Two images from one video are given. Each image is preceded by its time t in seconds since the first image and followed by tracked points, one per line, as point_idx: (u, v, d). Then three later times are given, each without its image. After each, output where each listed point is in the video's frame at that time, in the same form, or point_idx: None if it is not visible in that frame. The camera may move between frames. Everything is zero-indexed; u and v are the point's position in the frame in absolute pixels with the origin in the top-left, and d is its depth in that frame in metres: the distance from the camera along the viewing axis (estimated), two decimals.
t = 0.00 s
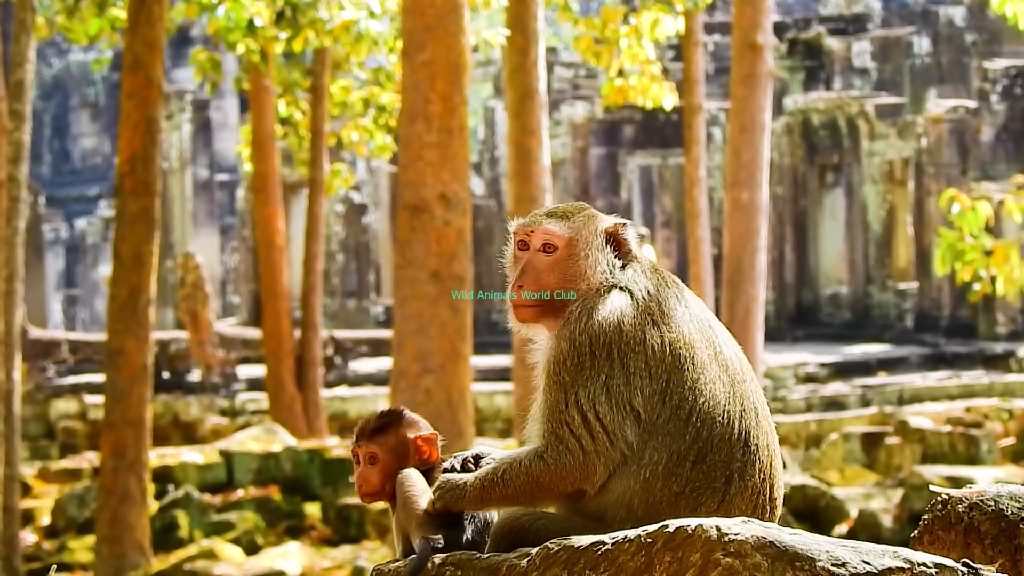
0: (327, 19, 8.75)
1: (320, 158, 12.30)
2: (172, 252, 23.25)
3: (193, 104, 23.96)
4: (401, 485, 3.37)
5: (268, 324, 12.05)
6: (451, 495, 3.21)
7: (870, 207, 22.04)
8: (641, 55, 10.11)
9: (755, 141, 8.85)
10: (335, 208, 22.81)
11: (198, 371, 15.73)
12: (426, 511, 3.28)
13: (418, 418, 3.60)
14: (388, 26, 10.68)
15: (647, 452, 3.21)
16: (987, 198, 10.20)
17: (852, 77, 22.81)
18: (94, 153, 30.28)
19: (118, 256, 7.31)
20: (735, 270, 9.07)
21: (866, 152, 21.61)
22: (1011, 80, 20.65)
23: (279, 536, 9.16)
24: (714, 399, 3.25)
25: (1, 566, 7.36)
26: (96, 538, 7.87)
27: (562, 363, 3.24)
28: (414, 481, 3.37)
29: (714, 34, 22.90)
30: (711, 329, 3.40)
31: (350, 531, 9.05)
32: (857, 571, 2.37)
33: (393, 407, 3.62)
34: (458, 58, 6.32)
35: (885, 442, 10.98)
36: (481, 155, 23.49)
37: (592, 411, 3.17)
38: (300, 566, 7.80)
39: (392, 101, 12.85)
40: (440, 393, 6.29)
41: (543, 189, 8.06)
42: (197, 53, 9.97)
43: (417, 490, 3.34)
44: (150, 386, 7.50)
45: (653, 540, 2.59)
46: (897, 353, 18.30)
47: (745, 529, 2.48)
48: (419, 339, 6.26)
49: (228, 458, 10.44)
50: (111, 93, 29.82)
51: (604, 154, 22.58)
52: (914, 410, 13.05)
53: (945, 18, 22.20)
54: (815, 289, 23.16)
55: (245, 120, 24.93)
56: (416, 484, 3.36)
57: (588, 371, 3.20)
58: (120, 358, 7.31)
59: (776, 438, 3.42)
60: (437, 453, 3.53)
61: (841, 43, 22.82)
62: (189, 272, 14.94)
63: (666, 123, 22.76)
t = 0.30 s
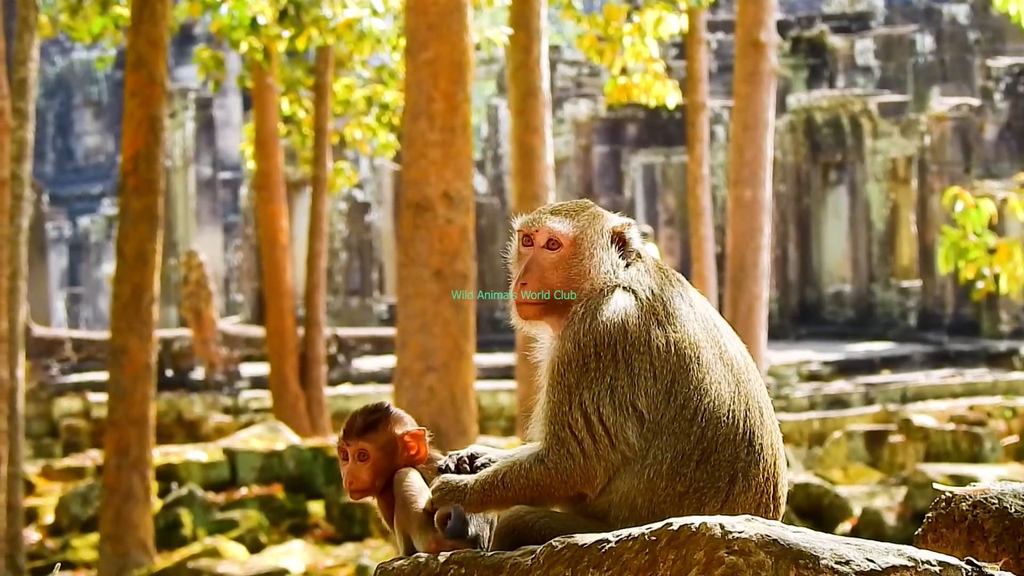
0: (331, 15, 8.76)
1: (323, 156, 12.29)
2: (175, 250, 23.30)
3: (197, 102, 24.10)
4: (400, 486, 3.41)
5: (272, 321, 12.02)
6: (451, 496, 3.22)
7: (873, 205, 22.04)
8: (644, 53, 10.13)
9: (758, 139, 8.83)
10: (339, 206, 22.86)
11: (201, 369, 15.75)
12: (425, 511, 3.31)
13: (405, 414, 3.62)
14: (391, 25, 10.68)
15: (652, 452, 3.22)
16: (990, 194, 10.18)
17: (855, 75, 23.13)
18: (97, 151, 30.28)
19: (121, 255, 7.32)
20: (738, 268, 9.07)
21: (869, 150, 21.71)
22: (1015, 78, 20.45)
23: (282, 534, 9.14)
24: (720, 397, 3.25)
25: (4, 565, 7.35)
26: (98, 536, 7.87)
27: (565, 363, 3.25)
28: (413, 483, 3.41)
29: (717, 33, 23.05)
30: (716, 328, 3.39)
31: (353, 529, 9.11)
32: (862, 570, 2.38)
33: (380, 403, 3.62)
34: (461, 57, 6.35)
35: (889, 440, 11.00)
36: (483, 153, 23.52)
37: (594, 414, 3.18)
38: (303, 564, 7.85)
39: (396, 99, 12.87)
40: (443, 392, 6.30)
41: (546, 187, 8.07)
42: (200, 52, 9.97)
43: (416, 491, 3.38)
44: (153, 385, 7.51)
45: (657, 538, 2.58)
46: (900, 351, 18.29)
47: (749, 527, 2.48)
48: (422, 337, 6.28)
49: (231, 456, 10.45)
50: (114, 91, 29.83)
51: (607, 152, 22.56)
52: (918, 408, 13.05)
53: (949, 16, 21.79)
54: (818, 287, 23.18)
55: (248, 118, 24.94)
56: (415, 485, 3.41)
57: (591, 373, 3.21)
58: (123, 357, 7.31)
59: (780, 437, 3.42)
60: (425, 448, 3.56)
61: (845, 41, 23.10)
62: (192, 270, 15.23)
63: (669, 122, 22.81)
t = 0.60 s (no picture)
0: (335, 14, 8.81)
1: (326, 154, 12.29)
2: (179, 249, 23.34)
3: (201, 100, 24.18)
4: (403, 478, 3.40)
5: (275, 319, 12.02)
6: (456, 496, 3.23)
7: (876, 203, 22.10)
8: (647, 51, 10.13)
9: (762, 136, 8.83)
10: (342, 204, 22.83)
11: (205, 368, 15.77)
12: (431, 510, 3.30)
13: (409, 403, 3.62)
14: (393, 23, 10.66)
15: (658, 451, 3.22)
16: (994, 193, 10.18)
17: (859, 72, 23.08)
18: (100, 149, 30.29)
19: (125, 252, 7.34)
20: (742, 266, 9.07)
21: (873, 147, 21.73)
22: (1018, 75, 20.27)
23: (285, 532, 9.14)
24: (726, 395, 3.25)
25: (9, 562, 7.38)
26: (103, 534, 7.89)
27: (571, 363, 3.24)
28: (417, 478, 3.40)
29: (720, 30, 23.04)
30: (721, 325, 3.40)
31: (357, 527, 9.16)
32: (866, 567, 2.38)
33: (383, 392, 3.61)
34: (465, 54, 6.37)
35: (892, 437, 11.04)
36: (487, 151, 23.55)
37: (601, 413, 3.18)
38: (307, 561, 7.86)
39: (399, 97, 12.90)
40: (446, 389, 6.33)
41: (549, 185, 8.09)
42: (203, 49, 9.97)
43: (419, 485, 3.37)
44: (157, 383, 7.51)
45: (661, 535, 2.58)
46: (905, 348, 18.27)
47: (753, 524, 2.47)
48: (425, 335, 6.30)
49: (235, 454, 10.46)
50: (118, 89, 29.86)
51: (611, 149, 22.66)
52: (922, 405, 13.06)
53: (953, 14, 21.81)
54: (822, 285, 23.21)
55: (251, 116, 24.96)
56: (419, 479, 3.40)
57: (597, 374, 3.20)
58: (127, 355, 7.32)
59: (785, 436, 3.43)
60: (429, 437, 3.57)
61: (848, 39, 23.11)
62: (196, 268, 15.32)
63: (673, 119, 22.62)
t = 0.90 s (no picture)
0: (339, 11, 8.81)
1: (331, 150, 12.30)
2: (184, 246, 23.37)
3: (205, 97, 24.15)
4: (408, 479, 3.37)
5: (279, 317, 12.04)
6: (462, 495, 3.23)
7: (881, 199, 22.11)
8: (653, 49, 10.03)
9: (766, 134, 8.84)
10: (347, 201, 22.93)
11: (209, 364, 15.77)
12: (433, 508, 3.31)
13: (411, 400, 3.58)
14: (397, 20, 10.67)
15: (665, 450, 3.21)
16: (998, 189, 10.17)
17: (863, 70, 23.09)
18: (105, 146, 30.33)
19: (129, 248, 7.33)
20: (746, 264, 9.05)
21: (878, 144, 21.61)
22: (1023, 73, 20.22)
23: (290, 528, 9.17)
24: (733, 395, 3.24)
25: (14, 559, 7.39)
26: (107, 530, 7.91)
27: (578, 363, 3.24)
28: (422, 479, 3.38)
29: (725, 27, 22.96)
30: (728, 324, 3.38)
31: (361, 524, 9.10)
32: (870, 565, 2.38)
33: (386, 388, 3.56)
34: (469, 52, 6.38)
35: (897, 434, 11.04)
36: (492, 148, 23.60)
37: (608, 413, 3.18)
38: (311, 558, 7.87)
39: (404, 94, 12.90)
40: (451, 386, 6.36)
41: (553, 181, 8.09)
42: (208, 46, 9.99)
43: (424, 487, 3.36)
44: (161, 379, 7.50)
45: (665, 532, 2.58)
46: (909, 345, 18.27)
47: (757, 521, 2.46)
48: (429, 332, 6.31)
49: (239, 451, 10.47)
50: (123, 86, 29.90)
51: (615, 146, 22.72)
52: (927, 402, 13.07)
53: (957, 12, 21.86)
54: (826, 282, 23.23)
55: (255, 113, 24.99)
56: (425, 481, 3.38)
57: (603, 373, 3.20)
58: (131, 351, 7.32)
59: (793, 436, 3.42)
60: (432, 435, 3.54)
61: (852, 36, 23.09)
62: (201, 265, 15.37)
63: (677, 117, 23.03)
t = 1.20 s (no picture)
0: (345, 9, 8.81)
1: (335, 149, 12.31)
2: (187, 244, 23.38)
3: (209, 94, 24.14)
4: (415, 474, 3.38)
5: (283, 315, 12.04)
6: (481, 495, 3.23)
7: (885, 198, 22.04)
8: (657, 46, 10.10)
9: (771, 132, 8.84)
10: (351, 198, 22.81)
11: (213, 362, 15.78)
12: (443, 504, 3.31)
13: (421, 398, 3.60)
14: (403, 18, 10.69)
15: (670, 448, 3.20)
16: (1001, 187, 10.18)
17: (868, 68, 23.11)
18: (109, 144, 30.35)
19: (134, 246, 7.34)
20: (750, 262, 9.07)
21: (882, 143, 21.63)
22: None
23: (294, 526, 9.20)
24: (737, 392, 3.24)
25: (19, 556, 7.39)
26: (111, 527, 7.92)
27: (582, 361, 3.23)
28: (431, 476, 3.39)
29: (729, 25, 22.98)
30: (731, 322, 3.38)
31: (365, 522, 9.14)
32: (875, 563, 2.38)
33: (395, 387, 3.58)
34: (474, 50, 6.38)
35: (901, 432, 11.06)
36: (496, 146, 23.62)
37: (611, 411, 3.17)
38: (315, 556, 7.88)
39: (408, 92, 12.91)
40: (455, 383, 6.35)
41: (558, 180, 8.09)
42: (212, 44, 9.98)
43: (432, 483, 3.37)
44: (165, 377, 7.51)
45: (670, 530, 2.57)
46: (913, 344, 18.29)
47: (761, 520, 2.44)
48: (434, 330, 6.32)
49: (243, 449, 10.47)
50: (127, 84, 29.93)
51: (619, 144, 22.69)
52: (930, 400, 13.08)
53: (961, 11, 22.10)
54: (830, 280, 23.21)
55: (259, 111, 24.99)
56: (433, 477, 3.39)
57: (607, 371, 3.19)
58: (135, 349, 7.33)
59: (798, 434, 3.41)
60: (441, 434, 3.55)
61: (857, 34, 23.08)
62: (204, 263, 15.29)
63: (682, 114, 22.68)
